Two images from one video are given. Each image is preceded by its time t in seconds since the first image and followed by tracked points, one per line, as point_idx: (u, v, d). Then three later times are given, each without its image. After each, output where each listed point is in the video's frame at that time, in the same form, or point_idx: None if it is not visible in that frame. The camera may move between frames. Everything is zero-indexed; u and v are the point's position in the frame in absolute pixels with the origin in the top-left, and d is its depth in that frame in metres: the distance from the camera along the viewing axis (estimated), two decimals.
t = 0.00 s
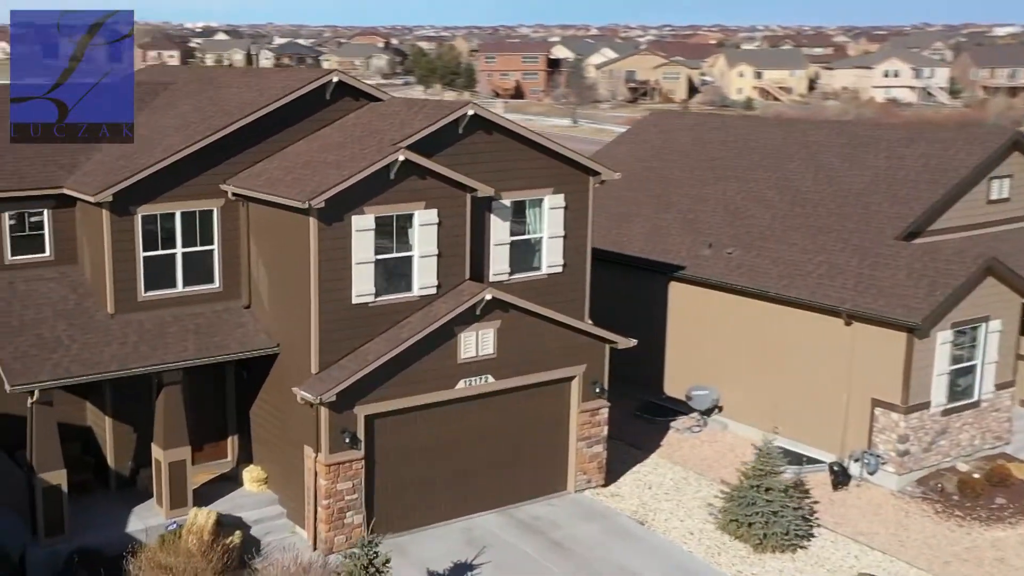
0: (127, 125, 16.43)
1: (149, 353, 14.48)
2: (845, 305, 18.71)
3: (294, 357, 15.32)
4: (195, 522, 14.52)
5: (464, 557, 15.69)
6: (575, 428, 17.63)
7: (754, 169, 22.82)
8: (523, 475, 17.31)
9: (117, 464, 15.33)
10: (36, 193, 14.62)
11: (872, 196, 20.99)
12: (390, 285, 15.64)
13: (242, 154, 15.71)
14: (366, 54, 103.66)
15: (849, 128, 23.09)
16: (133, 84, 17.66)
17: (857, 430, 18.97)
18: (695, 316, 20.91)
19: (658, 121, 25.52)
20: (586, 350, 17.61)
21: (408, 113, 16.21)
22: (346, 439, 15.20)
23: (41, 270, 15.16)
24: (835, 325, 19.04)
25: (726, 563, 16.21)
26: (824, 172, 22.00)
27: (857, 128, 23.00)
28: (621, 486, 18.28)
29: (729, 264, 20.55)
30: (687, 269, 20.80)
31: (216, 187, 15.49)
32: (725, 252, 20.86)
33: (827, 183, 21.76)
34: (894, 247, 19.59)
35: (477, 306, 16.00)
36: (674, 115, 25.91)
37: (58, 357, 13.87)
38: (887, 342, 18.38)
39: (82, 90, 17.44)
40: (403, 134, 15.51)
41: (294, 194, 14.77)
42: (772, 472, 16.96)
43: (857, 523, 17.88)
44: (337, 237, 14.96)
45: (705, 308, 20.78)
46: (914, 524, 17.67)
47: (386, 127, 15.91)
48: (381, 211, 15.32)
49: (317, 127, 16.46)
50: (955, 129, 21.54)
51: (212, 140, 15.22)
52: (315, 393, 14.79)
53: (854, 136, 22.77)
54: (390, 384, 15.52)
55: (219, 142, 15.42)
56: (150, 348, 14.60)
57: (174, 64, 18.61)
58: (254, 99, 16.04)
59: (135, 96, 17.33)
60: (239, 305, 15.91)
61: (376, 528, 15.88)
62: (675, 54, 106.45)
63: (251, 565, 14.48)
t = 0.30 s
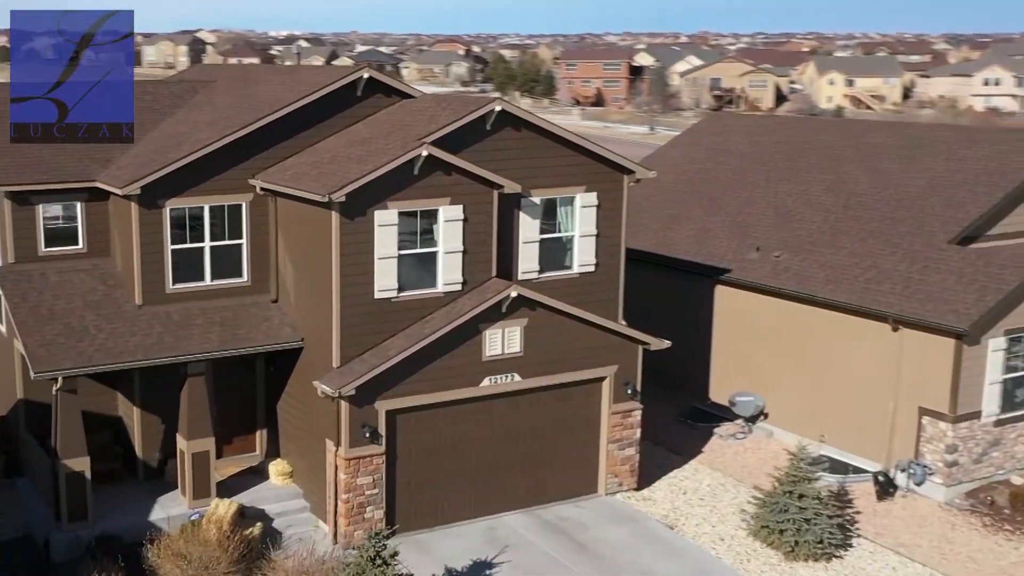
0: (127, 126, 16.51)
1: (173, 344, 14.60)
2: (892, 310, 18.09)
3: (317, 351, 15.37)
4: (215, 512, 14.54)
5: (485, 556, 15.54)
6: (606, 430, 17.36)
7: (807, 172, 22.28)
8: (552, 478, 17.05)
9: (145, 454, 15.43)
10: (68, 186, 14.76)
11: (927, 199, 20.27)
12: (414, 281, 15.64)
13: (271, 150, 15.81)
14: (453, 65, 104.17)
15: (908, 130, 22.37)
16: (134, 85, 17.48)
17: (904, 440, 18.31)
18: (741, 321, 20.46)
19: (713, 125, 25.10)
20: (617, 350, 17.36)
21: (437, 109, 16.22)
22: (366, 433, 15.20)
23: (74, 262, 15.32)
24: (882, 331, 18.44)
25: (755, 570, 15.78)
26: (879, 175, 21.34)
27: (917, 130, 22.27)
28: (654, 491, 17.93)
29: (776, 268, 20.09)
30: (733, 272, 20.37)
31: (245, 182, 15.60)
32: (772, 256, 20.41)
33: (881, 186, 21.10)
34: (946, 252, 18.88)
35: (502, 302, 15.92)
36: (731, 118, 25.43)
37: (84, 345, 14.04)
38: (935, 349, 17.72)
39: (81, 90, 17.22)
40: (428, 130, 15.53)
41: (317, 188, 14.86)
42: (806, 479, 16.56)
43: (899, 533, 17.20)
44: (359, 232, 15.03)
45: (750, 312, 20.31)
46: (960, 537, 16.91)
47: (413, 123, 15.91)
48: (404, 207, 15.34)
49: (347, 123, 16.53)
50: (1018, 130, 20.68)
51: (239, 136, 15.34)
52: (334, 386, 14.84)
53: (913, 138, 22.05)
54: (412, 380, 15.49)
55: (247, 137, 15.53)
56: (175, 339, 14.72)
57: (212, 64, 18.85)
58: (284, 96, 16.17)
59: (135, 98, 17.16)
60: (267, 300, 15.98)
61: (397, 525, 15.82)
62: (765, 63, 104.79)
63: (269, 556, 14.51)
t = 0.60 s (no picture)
0: (127, 125, 16.17)
1: (199, 339, 14.72)
2: (940, 318, 17.38)
3: (342, 349, 15.40)
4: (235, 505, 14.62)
5: (507, 557, 15.40)
6: (639, 435, 17.13)
7: (864, 177, 21.61)
8: (582, 483, 16.92)
9: (175, 449, 15.54)
10: (102, 182, 14.96)
11: (986, 204, 19.44)
12: (438, 279, 15.63)
13: (301, 148, 15.93)
14: (542, 77, 103.88)
15: (972, 132, 21.50)
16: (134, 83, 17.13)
17: (954, 453, 17.58)
18: (789, 329, 19.96)
19: (773, 131, 24.56)
20: (650, 353, 17.09)
21: (467, 108, 16.19)
22: (389, 431, 15.20)
23: (109, 257, 15.54)
24: (930, 339, 17.76)
25: None
26: (938, 179, 20.56)
27: (981, 133, 21.39)
28: (690, 498, 17.62)
29: (825, 274, 19.57)
30: (780, 279, 19.91)
31: (275, 180, 15.71)
32: (822, 261, 19.89)
33: (940, 191, 20.32)
34: (1001, 258, 18.08)
35: (528, 302, 15.81)
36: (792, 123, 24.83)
37: (111, 338, 14.21)
38: (984, 359, 16.97)
39: (81, 90, 17.12)
40: (455, 129, 15.52)
41: (341, 185, 14.94)
42: (842, 489, 16.07)
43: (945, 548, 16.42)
44: (383, 229, 15.06)
45: (798, 319, 19.80)
46: (1009, 554, 16.07)
47: (442, 123, 15.89)
48: (429, 205, 15.34)
49: (380, 122, 16.58)
50: None
51: (268, 134, 15.44)
52: (355, 383, 14.88)
53: (976, 141, 21.17)
54: (435, 378, 15.46)
55: (277, 135, 15.66)
56: (202, 334, 14.85)
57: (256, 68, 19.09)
58: (317, 96, 16.27)
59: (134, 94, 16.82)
60: (297, 297, 16.03)
61: (421, 524, 15.79)
62: (860, 72, 102.24)
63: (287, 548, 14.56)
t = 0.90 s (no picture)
0: (128, 125, 16.05)
1: (221, 335, 14.82)
2: (986, 326, 16.65)
3: (364, 347, 15.44)
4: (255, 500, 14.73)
5: (526, 559, 15.27)
6: (667, 440, 16.87)
7: (917, 181, 20.91)
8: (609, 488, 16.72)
9: (201, 444, 15.68)
10: (133, 180, 15.11)
11: None
12: (461, 278, 15.62)
13: (327, 148, 16.01)
14: (623, 88, 103.26)
15: None
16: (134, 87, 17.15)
17: (999, 466, 16.80)
18: (834, 337, 19.44)
19: (828, 135, 23.95)
20: (679, 356, 16.82)
21: (494, 108, 16.17)
22: (408, 429, 15.18)
23: (140, 254, 15.67)
24: (975, 348, 17.06)
25: None
26: (992, 184, 19.75)
27: None
28: (721, 506, 17.28)
29: (870, 281, 19.02)
30: (824, 285, 19.49)
31: (302, 179, 15.79)
32: (868, 268, 19.33)
33: (994, 195, 19.52)
34: None
35: (551, 302, 15.68)
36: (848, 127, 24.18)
37: (135, 333, 14.36)
38: None
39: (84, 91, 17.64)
40: (478, 129, 15.54)
41: (362, 183, 15.02)
42: (874, 498, 15.59)
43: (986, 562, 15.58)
44: (404, 228, 15.10)
45: (843, 327, 19.28)
46: None
47: (468, 123, 15.87)
48: (451, 205, 15.34)
49: (408, 123, 16.64)
50: None
51: (294, 133, 15.53)
52: (374, 380, 14.93)
53: None
54: (455, 377, 15.42)
55: (303, 135, 15.76)
56: (225, 330, 14.95)
57: (295, 71, 19.28)
58: (345, 96, 16.36)
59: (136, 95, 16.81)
60: (322, 296, 16.08)
61: (441, 523, 15.76)
62: (950, 82, 99.58)
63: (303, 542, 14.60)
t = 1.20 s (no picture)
0: (127, 125, 16.07)
1: (244, 333, 14.93)
2: None
3: (385, 347, 15.47)
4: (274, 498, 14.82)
5: (544, 563, 15.10)
6: (696, 449, 16.61)
7: (971, 188, 20.24)
8: (634, 495, 16.51)
9: (226, 443, 15.82)
10: (162, 180, 15.32)
11: None
12: (483, 280, 15.61)
13: (354, 150, 16.10)
14: (702, 102, 102.31)
15: None
16: (156, 89, 17.28)
17: None
18: (876, 347, 18.82)
19: (883, 142, 23.35)
20: (708, 362, 16.56)
21: (519, 110, 16.16)
22: (427, 430, 15.16)
23: (169, 254, 15.93)
24: (1017, 357, 16.29)
25: None
26: None
27: None
28: (752, 515, 16.92)
29: (916, 289, 18.42)
30: (868, 293, 18.91)
31: (329, 181, 15.88)
32: (914, 277, 18.74)
33: None
34: None
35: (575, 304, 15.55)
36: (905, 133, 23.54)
37: (159, 330, 14.52)
38: None
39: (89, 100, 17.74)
40: (501, 129, 15.55)
41: (383, 184, 15.11)
42: (905, 509, 15.11)
43: None
44: (425, 229, 15.15)
45: (885, 337, 18.65)
46: None
47: (492, 125, 15.86)
48: (473, 206, 15.34)
49: (436, 125, 16.68)
50: None
51: (320, 135, 15.68)
52: (392, 379, 14.96)
53: None
54: (476, 379, 15.38)
55: (330, 136, 15.88)
56: (249, 328, 15.05)
57: (332, 77, 19.47)
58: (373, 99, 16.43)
59: (158, 97, 16.96)
60: (348, 297, 16.15)
61: (461, 526, 15.70)
62: None
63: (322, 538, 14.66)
